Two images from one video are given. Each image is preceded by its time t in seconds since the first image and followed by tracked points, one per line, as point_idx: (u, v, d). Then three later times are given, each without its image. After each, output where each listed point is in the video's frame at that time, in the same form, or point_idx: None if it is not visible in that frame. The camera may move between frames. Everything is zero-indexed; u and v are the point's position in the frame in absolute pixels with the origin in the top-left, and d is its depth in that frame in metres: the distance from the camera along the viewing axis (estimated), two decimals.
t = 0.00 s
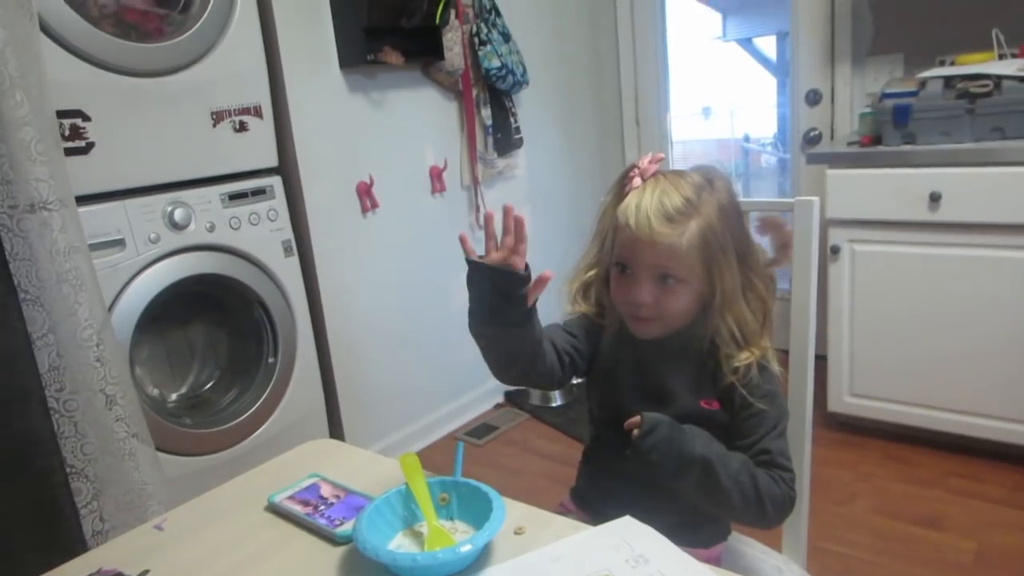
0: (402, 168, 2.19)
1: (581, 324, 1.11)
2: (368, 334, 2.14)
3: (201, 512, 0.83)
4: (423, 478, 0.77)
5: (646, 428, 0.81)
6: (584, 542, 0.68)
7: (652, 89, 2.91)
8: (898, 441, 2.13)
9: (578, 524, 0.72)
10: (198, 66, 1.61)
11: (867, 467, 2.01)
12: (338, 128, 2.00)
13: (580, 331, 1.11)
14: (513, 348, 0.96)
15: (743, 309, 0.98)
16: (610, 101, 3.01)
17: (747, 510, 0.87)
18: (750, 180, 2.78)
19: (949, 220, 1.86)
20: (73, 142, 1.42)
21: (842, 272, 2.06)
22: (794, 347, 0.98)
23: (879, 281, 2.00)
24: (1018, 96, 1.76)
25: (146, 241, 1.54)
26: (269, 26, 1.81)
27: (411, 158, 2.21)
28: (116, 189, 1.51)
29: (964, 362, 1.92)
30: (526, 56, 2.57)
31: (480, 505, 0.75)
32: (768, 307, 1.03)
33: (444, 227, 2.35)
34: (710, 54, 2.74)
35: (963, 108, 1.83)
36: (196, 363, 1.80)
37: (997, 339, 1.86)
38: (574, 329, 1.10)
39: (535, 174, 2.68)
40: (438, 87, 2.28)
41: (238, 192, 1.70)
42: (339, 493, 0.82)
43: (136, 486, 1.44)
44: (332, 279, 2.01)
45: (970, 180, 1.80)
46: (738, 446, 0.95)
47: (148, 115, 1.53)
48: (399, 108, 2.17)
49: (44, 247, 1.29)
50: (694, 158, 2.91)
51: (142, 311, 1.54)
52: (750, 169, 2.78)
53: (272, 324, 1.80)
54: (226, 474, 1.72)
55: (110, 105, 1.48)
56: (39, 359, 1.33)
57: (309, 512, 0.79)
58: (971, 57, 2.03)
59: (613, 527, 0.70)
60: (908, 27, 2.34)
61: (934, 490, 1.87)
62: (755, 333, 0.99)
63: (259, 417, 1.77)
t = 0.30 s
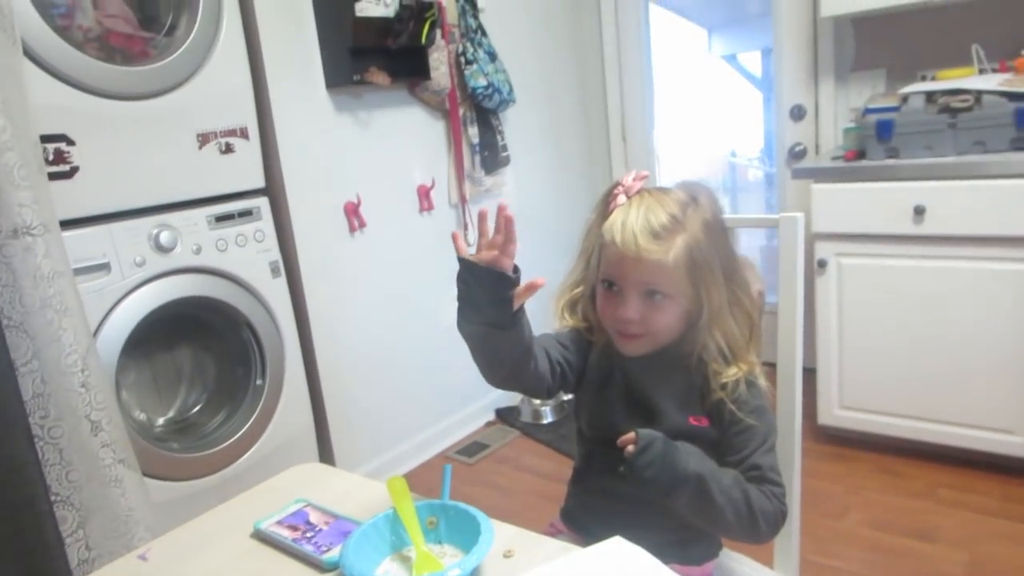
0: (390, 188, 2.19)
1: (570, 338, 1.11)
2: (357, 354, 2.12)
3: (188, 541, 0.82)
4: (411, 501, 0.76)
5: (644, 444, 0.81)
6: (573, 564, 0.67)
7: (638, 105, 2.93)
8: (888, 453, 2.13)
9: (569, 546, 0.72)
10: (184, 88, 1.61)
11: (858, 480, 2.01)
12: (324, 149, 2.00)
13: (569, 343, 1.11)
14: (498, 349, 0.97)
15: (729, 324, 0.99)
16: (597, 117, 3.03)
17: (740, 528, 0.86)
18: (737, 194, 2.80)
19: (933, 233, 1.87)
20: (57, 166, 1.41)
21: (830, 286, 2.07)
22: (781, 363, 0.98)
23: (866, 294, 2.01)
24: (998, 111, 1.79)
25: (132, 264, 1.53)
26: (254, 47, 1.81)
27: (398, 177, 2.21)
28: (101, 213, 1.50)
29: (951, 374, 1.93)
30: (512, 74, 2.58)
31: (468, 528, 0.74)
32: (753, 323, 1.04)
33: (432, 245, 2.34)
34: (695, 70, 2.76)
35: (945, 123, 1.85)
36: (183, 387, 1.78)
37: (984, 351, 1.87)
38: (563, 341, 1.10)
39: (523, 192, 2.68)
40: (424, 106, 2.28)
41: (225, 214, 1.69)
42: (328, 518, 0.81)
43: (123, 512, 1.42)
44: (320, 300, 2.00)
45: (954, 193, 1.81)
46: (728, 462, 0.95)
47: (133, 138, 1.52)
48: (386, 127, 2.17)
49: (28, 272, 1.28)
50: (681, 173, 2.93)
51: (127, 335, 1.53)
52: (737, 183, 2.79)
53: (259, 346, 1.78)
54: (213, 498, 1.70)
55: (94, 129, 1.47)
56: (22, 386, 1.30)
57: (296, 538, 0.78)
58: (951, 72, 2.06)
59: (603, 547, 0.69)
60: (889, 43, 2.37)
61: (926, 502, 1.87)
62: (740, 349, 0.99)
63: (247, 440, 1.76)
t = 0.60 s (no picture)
0: (384, 194, 2.19)
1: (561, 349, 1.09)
2: (351, 359, 2.12)
3: (180, 548, 0.82)
4: (406, 507, 0.75)
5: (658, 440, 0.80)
6: (569, 569, 0.67)
7: (632, 112, 2.94)
8: (882, 459, 2.13)
9: (563, 553, 0.72)
10: (177, 94, 1.61)
11: (852, 486, 2.01)
12: (319, 155, 2.00)
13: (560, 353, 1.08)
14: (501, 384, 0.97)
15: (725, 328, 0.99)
16: (591, 123, 3.04)
17: (733, 532, 0.86)
18: (731, 200, 2.80)
19: (926, 239, 1.88)
20: (49, 173, 1.41)
21: (823, 291, 2.07)
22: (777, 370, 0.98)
23: (860, 299, 2.02)
24: (990, 117, 1.79)
25: (125, 270, 1.53)
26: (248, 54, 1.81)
27: (393, 183, 2.21)
28: (95, 218, 1.49)
29: (945, 380, 1.94)
30: (507, 80, 2.58)
31: (463, 534, 0.74)
32: (747, 321, 1.04)
33: (426, 251, 2.34)
34: (689, 76, 2.77)
35: (938, 130, 1.86)
36: (177, 393, 1.78)
37: (977, 356, 1.88)
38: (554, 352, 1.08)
39: (517, 197, 2.69)
40: (419, 112, 2.28)
41: (219, 220, 1.69)
42: (322, 525, 0.81)
43: (116, 519, 1.41)
44: (314, 306, 2.00)
45: (946, 199, 1.82)
46: (720, 464, 0.95)
47: (126, 144, 1.52)
48: (380, 133, 2.17)
49: (21, 278, 1.27)
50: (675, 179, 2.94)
51: (121, 341, 1.52)
52: (730, 189, 2.80)
53: (253, 352, 1.78)
54: (207, 505, 1.70)
55: (87, 135, 1.46)
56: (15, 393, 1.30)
57: (291, 545, 0.78)
58: (944, 79, 2.07)
59: (598, 553, 0.69)
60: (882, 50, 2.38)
61: (920, 508, 1.88)
62: (738, 349, 0.99)
63: (240, 446, 1.75)
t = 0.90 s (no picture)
0: (380, 197, 2.19)
1: (550, 371, 1.10)
2: (347, 363, 2.11)
3: (174, 554, 0.81)
4: (401, 510, 0.75)
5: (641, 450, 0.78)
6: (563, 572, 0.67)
7: (629, 116, 2.94)
8: (879, 462, 2.13)
9: (559, 556, 0.71)
10: (172, 98, 1.60)
11: (849, 489, 2.01)
12: (314, 158, 2.00)
13: (550, 375, 1.09)
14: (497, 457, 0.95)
15: (726, 322, 0.99)
16: (587, 126, 3.04)
17: (701, 530, 0.84)
18: (728, 203, 2.80)
19: (923, 242, 1.88)
20: (43, 177, 1.40)
21: (820, 294, 2.07)
22: (772, 376, 0.97)
23: (857, 302, 2.02)
24: (986, 120, 1.79)
25: (120, 275, 1.52)
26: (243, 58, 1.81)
27: (388, 186, 2.21)
28: (89, 223, 1.49)
29: (942, 383, 1.94)
30: (503, 84, 2.58)
31: (458, 538, 0.73)
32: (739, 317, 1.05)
33: (422, 255, 2.34)
34: (685, 80, 2.77)
35: (934, 133, 1.86)
36: (172, 398, 1.77)
37: (974, 359, 1.88)
38: (539, 379, 1.09)
39: (513, 200, 2.68)
40: (414, 116, 2.28)
41: (214, 224, 1.69)
42: (317, 529, 0.81)
43: (111, 525, 1.41)
44: (309, 310, 1.99)
45: (942, 202, 1.82)
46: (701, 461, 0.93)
47: (120, 148, 1.52)
48: (376, 137, 2.16)
49: (14, 283, 1.27)
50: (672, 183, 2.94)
51: (115, 346, 1.51)
52: (727, 192, 2.80)
53: (249, 356, 1.77)
54: (202, 510, 1.69)
55: (81, 139, 1.46)
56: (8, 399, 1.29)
57: (285, 549, 0.77)
58: (940, 82, 2.07)
59: (592, 556, 0.69)
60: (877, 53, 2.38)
61: (917, 511, 1.87)
62: (735, 343, 1.00)
63: (236, 451, 1.75)
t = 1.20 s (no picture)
0: (378, 190, 2.18)
1: (544, 368, 1.10)
2: (345, 356, 2.11)
3: (171, 544, 0.81)
4: (400, 501, 0.75)
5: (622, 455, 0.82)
6: (561, 563, 0.67)
7: (628, 110, 2.93)
8: (877, 455, 2.13)
9: (556, 548, 0.71)
10: (170, 90, 1.60)
11: (847, 482, 2.01)
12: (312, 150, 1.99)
13: (544, 373, 1.09)
14: (497, 464, 0.94)
15: (718, 313, 1.00)
16: (586, 119, 3.03)
17: (694, 525, 0.84)
18: (727, 197, 2.80)
19: (922, 235, 1.87)
20: (40, 169, 1.40)
21: (819, 288, 2.07)
22: (771, 371, 0.97)
23: (855, 296, 2.02)
24: (986, 113, 1.78)
25: (118, 266, 1.52)
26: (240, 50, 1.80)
27: (386, 179, 2.20)
28: (87, 214, 1.48)
29: (939, 376, 1.94)
30: (501, 77, 2.58)
31: (457, 529, 0.73)
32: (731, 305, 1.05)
33: (420, 247, 2.33)
34: (685, 73, 2.76)
35: (934, 126, 1.86)
36: (171, 390, 1.77)
37: (972, 353, 1.88)
38: (533, 378, 1.09)
39: (512, 193, 2.68)
40: (413, 108, 2.27)
41: (212, 216, 1.68)
42: (317, 519, 0.81)
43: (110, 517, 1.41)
44: (307, 302, 1.99)
45: (942, 196, 1.82)
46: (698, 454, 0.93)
47: (117, 140, 1.51)
48: (374, 129, 2.16)
49: (12, 274, 1.27)
50: (671, 176, 2.93)
51: (113, 338, 1.51)
52: (726, 186, 2.79)
53: (247, 349, 1.77)
54: (201, 502, 1.69)
55: (79, 130, 1.45)
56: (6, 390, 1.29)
57: (284, 539, 0.77)
58: (940, 75, 2.06)
59: (590, 548, 0.68)
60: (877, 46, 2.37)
61: (915, 505, 1.88)
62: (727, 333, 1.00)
63: (234, 443, 1.75)
